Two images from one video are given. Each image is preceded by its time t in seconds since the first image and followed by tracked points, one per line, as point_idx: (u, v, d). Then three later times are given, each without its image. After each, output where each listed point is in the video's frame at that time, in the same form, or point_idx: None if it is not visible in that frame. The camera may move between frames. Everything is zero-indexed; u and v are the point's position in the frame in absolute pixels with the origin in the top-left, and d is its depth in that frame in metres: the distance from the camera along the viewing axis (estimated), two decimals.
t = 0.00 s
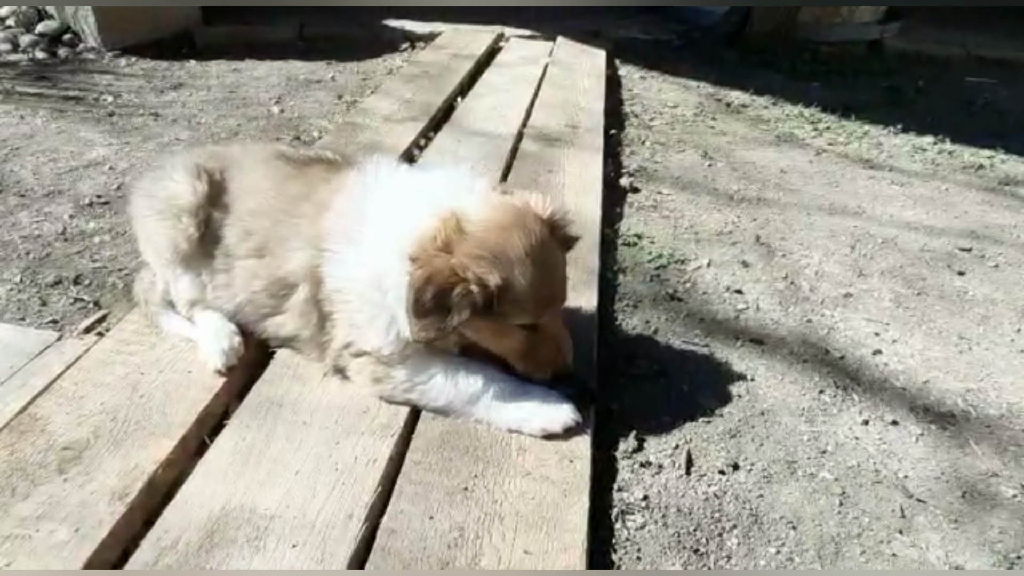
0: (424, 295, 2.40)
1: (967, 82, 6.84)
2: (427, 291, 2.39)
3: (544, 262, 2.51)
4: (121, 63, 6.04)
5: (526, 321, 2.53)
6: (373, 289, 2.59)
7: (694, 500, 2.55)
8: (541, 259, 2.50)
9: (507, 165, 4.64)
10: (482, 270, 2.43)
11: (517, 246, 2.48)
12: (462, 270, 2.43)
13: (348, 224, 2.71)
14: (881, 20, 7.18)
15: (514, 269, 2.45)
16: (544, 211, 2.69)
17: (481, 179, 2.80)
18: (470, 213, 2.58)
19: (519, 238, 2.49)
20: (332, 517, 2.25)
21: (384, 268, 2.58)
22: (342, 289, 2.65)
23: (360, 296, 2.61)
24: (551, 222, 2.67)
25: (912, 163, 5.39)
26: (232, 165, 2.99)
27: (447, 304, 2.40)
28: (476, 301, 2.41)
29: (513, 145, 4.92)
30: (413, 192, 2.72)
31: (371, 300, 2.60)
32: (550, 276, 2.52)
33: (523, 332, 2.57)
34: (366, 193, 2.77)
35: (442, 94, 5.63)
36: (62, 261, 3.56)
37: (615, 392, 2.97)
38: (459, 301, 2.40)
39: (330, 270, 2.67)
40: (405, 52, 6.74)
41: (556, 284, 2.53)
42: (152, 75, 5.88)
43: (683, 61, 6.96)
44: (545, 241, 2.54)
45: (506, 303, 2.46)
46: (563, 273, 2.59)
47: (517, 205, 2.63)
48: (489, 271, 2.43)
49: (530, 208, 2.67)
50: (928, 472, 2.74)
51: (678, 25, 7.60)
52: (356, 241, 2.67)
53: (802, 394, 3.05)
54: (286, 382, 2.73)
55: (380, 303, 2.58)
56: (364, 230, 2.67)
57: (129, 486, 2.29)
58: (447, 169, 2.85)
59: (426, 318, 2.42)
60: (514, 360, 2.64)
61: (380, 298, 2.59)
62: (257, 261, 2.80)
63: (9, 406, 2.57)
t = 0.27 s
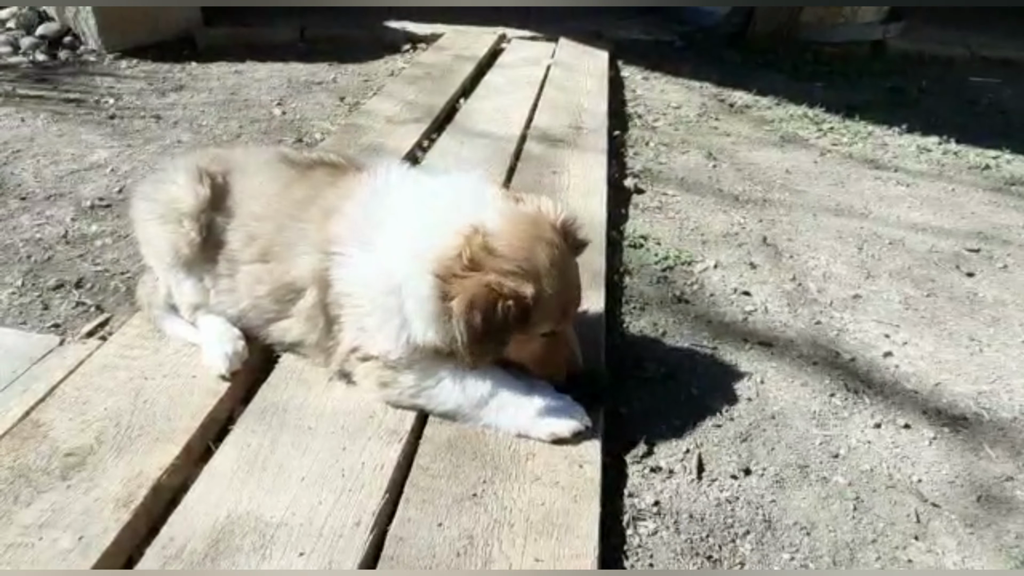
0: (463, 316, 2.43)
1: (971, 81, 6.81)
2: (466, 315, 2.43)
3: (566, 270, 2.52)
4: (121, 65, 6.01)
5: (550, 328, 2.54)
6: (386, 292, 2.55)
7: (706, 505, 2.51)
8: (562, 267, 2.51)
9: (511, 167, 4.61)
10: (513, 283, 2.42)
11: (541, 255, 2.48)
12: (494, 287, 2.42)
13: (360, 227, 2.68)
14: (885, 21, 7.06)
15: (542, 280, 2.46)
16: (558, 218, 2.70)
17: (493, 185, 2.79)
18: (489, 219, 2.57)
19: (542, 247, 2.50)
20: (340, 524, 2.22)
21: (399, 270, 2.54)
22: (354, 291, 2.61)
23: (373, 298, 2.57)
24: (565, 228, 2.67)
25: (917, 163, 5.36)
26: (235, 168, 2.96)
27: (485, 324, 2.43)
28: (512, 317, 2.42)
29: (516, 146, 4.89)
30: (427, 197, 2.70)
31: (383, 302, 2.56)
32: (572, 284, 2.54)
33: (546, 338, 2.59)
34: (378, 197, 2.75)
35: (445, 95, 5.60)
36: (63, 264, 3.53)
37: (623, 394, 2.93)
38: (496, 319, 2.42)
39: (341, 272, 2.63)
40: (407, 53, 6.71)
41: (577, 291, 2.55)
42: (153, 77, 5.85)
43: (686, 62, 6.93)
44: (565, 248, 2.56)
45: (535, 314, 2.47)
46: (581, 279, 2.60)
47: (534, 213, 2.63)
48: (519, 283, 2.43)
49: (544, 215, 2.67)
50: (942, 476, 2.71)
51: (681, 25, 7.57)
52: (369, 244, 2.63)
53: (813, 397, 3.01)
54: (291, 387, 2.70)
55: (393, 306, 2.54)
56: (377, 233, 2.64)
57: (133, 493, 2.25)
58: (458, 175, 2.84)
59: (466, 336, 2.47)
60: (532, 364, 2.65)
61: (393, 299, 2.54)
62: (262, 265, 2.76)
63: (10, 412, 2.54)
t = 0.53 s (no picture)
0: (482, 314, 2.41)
1: (973, 79, 6.78)
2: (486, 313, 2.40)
3: (580, 268, 2.54)
4: (121, 65, 5.99)
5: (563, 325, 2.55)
6: (399, 285, 2.53)
7: (711, 505, 2.48)
8: (577, 265, 2.53)
9: (512, 166, 4.58)
10: (531, 279, 2.42)
11: (558, 252, 2.49)
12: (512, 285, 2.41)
13: (373, 220, 2.66)
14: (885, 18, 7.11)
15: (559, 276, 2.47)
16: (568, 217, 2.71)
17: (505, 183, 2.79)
18: (505, 215, 2.58)
19: (558, 244, 2.51)
20: (340, 526, 2.19)
21: (414, 264, 2.52)
22: (366, 284, 2.58)
23: (385, 291, 2.55)
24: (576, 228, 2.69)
25: (920, 160, 5.33)
26: (234, 165, 2.92)
27: (506, 323, 2.40)
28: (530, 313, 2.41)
29: (517, 145, 4.86)
30: (438, 193, 2.69)
31: (395, 294, 2.54)
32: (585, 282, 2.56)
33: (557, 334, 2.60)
34: (391, 192, 2.74)
35: (446, 94, 5.57)
36: (61, 264, 3.50)
37: (626, 393, 2.90)
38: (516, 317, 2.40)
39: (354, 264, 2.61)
40: (407, 53, 6.69)
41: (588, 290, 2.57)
42: (152, 78, 5.82)
43: (687, 60, 6.90)
44: (578, 247, 2.57)
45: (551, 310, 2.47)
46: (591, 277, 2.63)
47: (547, 211, 2.64)
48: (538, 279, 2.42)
49: (556, 214, 2.69)
50: (949, 475, 2.67)
51: (682, 24, 7.55)
52: (382, 238, 2.61)
53: (818, 395, 2.98)
54: (291, 386, 2.66)
55: (406, 299, 2.52)
56: (390, 227, 2.63)
57: (130, 495, 2.22)
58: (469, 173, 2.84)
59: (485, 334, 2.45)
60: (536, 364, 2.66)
61: (406, 292, 2.52)
62: (266, 260, 2.72)
63: (7, 413, 2.51)
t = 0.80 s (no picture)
0: (497, 315, 2.44)
1: (973, 81, 6.79)
2: (500, 314, 2.43)
3: (588, 267, 2.57)
4: (122, 69, 6.00)
5: (573, 324, 2.58)
6: (410, 288, 2.54)
7: (714, 509, 2.49)
8: (585, 264, 2.56)
9: (513, 170, 4.60)
10: (543, 279, 2.45)
11: (567, 252, 2.53)
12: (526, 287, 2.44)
13: (381, 226, 2.68)
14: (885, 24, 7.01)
15: (570, 275, 2.50)
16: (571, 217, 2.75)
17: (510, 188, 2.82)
18: (513, 218, 2.61)
19: (567, 244, 2.54)
20: (346, 530, 2.20)
21: (424, 267, 2.54)
22: (376, 289, 2.59)
23: (395, 295, 2.56)
24: (582, 229, 2.73)
25: (920, 163, 5.34)
26: (238, 171, 2.94)
27: (519, 323, 2.44)
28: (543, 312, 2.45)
29: (519, 149, 4.87)
30: (443, 199, 2.72)
31: (405, 298, 2.54)
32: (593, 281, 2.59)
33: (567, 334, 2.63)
34: (399, 197, 2.76)
35: (446, 98, 5.58)
36: (65, 269, 3.52)
37: (629, 396, 2.91)
38: (529, 316, 2.44)
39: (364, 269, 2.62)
40: (408, 57, 6.70)
41: (597, 289, 2.60)
42: (154, 82, 5.84)
43: (687, 63, 6.91)
44: (585, 247, 2.61)
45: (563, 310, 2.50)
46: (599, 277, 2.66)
47: (554, 213, 2.68)
48: (550, 278, 2.46)
49: (562, 216, 2.72)
50: (951, 478, 2.69)
51: (681, 27, 7.56)
52: (392, 242, 2.63)
53: (819, 399, 2.99)
54: (296, 391, 2.68)
55: (417, 302, 2.53)
56: (400, 232, 2.65)
57: (136, 500, 2.23)
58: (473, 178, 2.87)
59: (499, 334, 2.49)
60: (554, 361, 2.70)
61: (416, 296, 2.53)
62: (273, 265, 2.72)
63: (13, 418, 2.52)
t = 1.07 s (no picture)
0: (518, 305, 2.46)
1: (974, 83, 6.80)
2: (521, 303, 2.45)
3: (606, 265, 2.62)
4: (124, 72, 6.02)
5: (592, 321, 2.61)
6: (433, 284, 2.56)
7: (720, 510, 2.50)
8: (604, 263, 2.61)
9: (516, 172, 4.61)
10: (565, 273, 2.49)
11: (587, 249, 2.57)
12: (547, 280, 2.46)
13: (403, 226, 2.70)
14: (886, 24, 7.01)
15: (590, 270, 2.54)
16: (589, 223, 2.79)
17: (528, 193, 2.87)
18: (535, 217, 2.65)
19: (587, 242, 2.59)
20: (355, 531, 2.21)
21: (448, 263, 2.56)
22: (399, 286, 2.60)
23: (419, 291, 2.57)
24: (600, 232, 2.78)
25: (921, 165, 5.35)
26: (248, 175, 2.95)
27: (539, 314, 2.46)
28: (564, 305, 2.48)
29: (521, 151, 4.89)
30: (462, 202, 2.75)
31: (429, 294, 2.56)
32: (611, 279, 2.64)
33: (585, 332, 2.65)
34: (420, 199, 2.79)
35: (449, 101, 5.60)
36: (70, 271, 3.53)
37: (635, 398, 2.92)
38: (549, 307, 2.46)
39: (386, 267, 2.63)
40: (410, 59, 6.72)
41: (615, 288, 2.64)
42: (156, 85, 5.85)
43: (688, 65, 6.93)
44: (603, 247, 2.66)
45: (581, 306, 2.53)
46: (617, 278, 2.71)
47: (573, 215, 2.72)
48: (571, 272, 2.50)
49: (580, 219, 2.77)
50: (954, 478, 2.70)
51: (683, 29, 7.58)
52: (411, 243, 2.65)
53: (824, 400, 3.01)
54: (304, 393, 2.69)
55: (440, 298, 2.54)
56: (422, 231, 2.67)
57: (146, 502, 2.24)
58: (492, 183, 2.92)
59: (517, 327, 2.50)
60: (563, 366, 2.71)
61: (439, 291, 2.54)
62: (280, 268, 2.74)
63: (22, 420, 2.53)
